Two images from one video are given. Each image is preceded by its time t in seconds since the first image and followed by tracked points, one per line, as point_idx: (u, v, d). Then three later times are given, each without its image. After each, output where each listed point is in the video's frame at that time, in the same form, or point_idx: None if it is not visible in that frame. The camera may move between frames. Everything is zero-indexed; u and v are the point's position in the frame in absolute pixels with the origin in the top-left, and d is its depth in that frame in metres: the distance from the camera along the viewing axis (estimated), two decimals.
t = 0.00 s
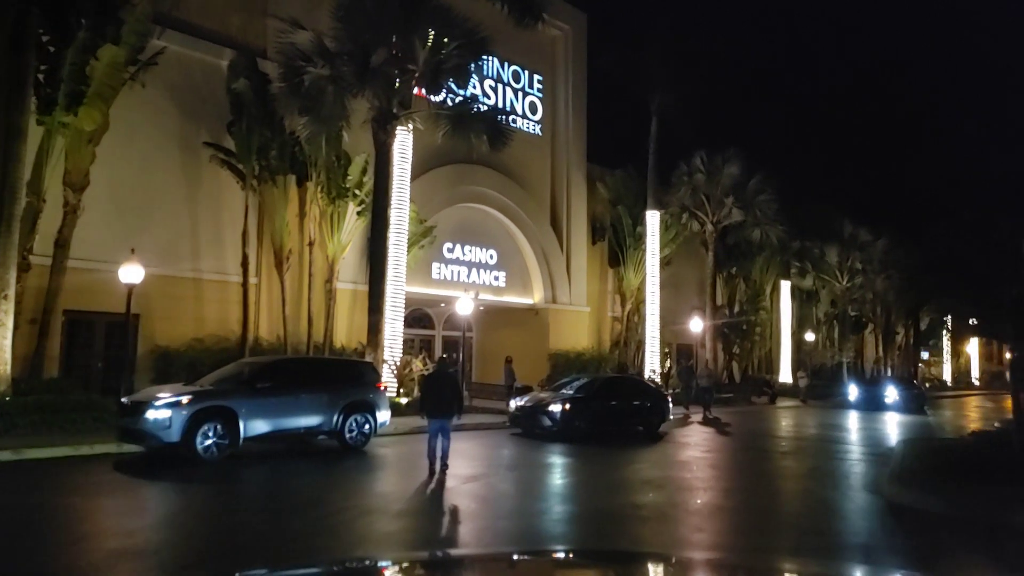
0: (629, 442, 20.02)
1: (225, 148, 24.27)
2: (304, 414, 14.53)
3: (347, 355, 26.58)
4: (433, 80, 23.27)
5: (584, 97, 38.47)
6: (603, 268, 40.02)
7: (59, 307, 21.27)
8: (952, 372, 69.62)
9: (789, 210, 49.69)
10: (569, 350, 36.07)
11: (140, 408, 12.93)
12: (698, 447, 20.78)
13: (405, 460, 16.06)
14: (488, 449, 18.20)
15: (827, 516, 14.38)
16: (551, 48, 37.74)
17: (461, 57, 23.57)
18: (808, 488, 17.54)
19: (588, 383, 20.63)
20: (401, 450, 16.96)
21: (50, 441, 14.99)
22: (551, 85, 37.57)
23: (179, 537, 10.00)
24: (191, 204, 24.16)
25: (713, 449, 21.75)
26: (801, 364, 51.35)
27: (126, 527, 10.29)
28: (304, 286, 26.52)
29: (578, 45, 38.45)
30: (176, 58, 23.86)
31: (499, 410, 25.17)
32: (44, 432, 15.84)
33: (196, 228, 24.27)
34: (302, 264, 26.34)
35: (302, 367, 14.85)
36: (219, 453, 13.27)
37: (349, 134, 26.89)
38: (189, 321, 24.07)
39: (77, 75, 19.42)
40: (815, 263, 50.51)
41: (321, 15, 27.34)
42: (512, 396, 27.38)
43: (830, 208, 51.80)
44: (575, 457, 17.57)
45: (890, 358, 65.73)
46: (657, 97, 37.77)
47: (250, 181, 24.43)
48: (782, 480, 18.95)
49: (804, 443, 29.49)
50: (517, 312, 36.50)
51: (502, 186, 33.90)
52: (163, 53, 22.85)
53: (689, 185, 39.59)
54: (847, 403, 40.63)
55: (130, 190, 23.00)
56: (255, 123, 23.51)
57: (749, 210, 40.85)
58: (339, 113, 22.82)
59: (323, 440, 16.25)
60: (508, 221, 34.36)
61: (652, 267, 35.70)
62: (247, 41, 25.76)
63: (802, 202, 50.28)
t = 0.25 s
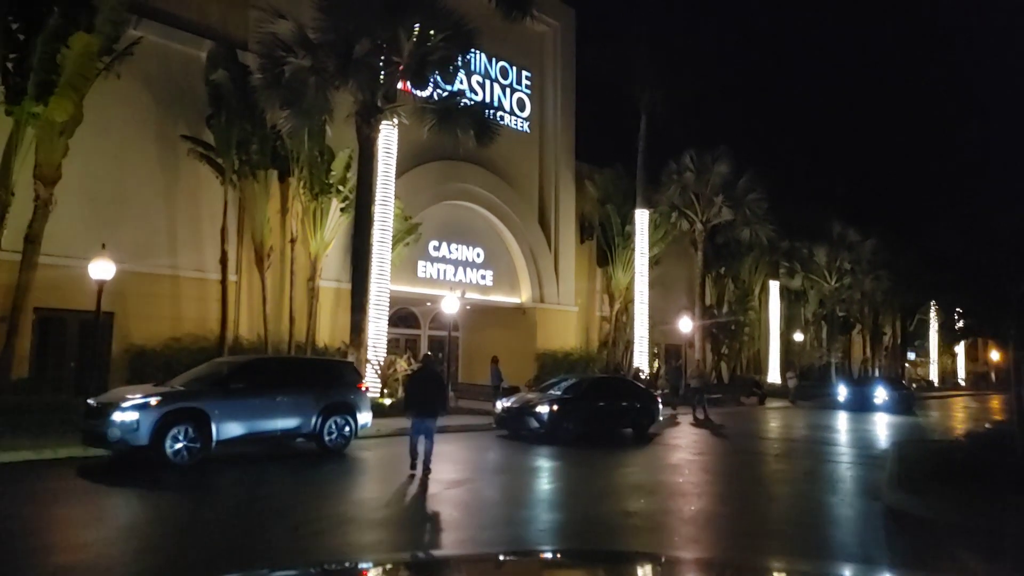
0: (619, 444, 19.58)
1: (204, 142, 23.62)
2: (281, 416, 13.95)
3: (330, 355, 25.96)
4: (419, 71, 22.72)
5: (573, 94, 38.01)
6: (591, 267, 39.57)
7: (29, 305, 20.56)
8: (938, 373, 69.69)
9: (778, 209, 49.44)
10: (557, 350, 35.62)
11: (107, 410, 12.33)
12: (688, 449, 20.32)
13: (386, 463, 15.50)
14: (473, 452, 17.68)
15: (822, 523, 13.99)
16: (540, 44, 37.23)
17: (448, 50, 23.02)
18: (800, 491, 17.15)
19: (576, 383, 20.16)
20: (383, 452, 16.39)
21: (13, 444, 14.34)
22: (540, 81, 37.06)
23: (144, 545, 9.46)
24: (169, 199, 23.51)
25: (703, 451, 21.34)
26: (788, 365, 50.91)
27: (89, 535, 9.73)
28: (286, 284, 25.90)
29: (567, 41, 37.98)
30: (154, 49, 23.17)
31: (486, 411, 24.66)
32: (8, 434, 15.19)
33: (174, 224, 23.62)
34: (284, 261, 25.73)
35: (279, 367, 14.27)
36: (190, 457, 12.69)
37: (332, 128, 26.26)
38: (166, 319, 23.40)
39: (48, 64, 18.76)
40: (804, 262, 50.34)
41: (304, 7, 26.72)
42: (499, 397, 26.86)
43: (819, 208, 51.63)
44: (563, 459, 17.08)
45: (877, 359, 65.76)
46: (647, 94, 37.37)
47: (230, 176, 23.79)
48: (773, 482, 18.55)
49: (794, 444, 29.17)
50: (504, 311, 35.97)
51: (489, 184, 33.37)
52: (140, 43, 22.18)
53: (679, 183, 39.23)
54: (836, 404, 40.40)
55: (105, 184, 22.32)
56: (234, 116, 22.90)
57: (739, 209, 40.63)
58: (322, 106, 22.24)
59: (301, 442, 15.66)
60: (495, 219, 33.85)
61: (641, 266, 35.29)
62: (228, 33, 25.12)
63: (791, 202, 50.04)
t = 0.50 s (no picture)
0: (610, 445, 19.21)
1: (185, 137, 23.07)
2: (260, 418, 13.46)
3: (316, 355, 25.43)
4: (406, 63, 22.39)
5: (563, 91, 37.60)
6: (582, 266, 39.17)
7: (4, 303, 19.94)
8: (927, 373, 69.70)
9: (769, 208, 49.23)
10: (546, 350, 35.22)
11: (77, 413, 11.82)
12: (680, 450, 19.93)
13: (371, 466, 15.03)
14: (462, 454, 17.25)
15: (820, 526, 13.59)
16: (530, 40, 36.79)
17: (435, 44, 22.57)
18: (796, 494, 16.75)
19: (567, 383, 19.76)
20: (367, 455, 15.92)
21: None
22: (529, 77, 36.63)
23: (112, 553, 9.00)
24: (150, 196, 22.96)
25: (696, 452, 20.98)
26: (780, 365, 50.24)
27: (54, 544, 9.26)
28: (270, 283, 25.37)
29: (557, 37, 37.56)
30: (134, 41, 22.60)
31: (474, 412, 24.22)
32: None
33: (155, 221, 23.06)
34: (268, 259, 25.20)
35: (259, 368, 13.79)
36: (164, 461, 12.18)
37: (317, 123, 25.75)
38: (146, 318, 22.82)
39: (23, 55, 18.20)
40: (795, 261, 50.17)
41: None
42: (488, 397, 26.43)
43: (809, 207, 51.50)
44: (553, 461, 16.65)
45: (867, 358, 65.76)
46: (638, 91, 37.02)
47: (212, 172, 23.25)
48: (768, 482, 18.15)
49: (786, 443, 28.89)
50: (493, 311, 35.53)
51: (478, 181, 32.92)
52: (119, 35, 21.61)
53: (670, 181, 38.93)
54: (827, 404, 40.19)
55: (83, 180, 21.75)
56: (216, 110, 22.37)
57: (731, 207, 40.48)
58: (306, 100, 21.75)
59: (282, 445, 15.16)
60: (485, 217, 33.40)
61: (631, 265, 34.93)
62: (210, 26, 24.59)
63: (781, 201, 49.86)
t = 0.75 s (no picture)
0: (600, 448, 18.74)
1: (162, 130, 22.40)
2: (234, 420, 12.87)
3: (298, 354, 24.81)
4: (389, 54, 21.65)
5: (552, 88, 37.10)
6: (570, 265, 38.70)
7: None
8: (915, 373, 69.69)
9: (759, 208, 48.96)
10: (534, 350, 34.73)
11: (37, 416, 11.18)
12: (671, 453, 19.48)
13: (351, 471, 14.47)
14: (447, 458, 16.71)
15: (816, 528, 13.21)
16: (518, 36, 36.28)
17: (421, 36, 22.04)
18: (790, 496, 16.37)
19: (555, 384, 19.26)
20: (348, 459, 15.35)
21: None
22: (518, 73, 36.11)
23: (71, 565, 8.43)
24: (126, 190, 22.28)
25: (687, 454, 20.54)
26: (769, 365, 50.20)
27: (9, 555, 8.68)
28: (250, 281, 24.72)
29: (545, 33, 37.06)
30: (109, 31, 21.92)
31: (460, 413, 23.68)
32: None
33: (131, 217, 22.39)
34: (248, 256, 24.55)
35: (234, 368, 13.21)
36: (131, 466, 11.56)
37: (300, 117, 25.14)
38: (122, 316, 22.12)
39: None
40: (784, 261, 49.92)
41: None
42: (474, 398, 25.91)
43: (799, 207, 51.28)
44: (541, 464, 16.13)
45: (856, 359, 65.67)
46: (628, 88, 36.61)
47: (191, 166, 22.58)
48: (760, 484, 17.75)
49: (777, 444, 28.56)
50: (480, 310, 34.98)
51: (465, 178, 32.37)
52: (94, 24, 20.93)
53: (660, 179, 38.55)
54: (817, 404, 39.90)
55: (56, 174, 21.05)
56: (195, 102, 21.74)
57: (721, 206, 40.15)
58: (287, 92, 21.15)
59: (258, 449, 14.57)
60: (472, 214, 32.84)
61: (620, 264, 34.48)
62: (189, 17, 23.93)
63: (771, 200, 49.59)
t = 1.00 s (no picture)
0: (589, 450, 18.26)
1: (137, 122, 21.70)
2: (206, 422, 12.29)
3: (278, 354, 24.18)
4: (373, 42, 21.20)
5: (540, 84, 36.56)
6: (558, 264, 38.21)
7: None
8: (903, 374, 69.67)
9: (748, 206, 48.66)
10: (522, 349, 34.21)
11: None
12: (661, 455, 18.99)
13: (330, 475, 13.90)
14: (431, 461, 16.14)
15: (813, 532, 12.74)
16: (506, 31, 35.74)
17: (406, 26, 21.43)
18: (784, 499, 15.93)
19: (543, 384, 18.74)
20: (327, 463, 14.77)
21: None
22: (506, 69, 35.56)
23: None
24: (100, 184, 21.59)
25: (676, 456, 20.09)
26: (757, 365, 49.79)
27: None
28: (230, 278, 24.07)
29: (534, 28, 36.50)
30: (83, 19, 21.22)
31: (446, 414, 23.10)
32: None
33: (105, 211, 21.70)
34: (227, 253, 23.92)
35: (206, 368, 12.63)
36: (93, 472, 10.96)
37: (281, 110, 24.52)
38: (95, 314, 21.42)
39: None
40: (773, 260, 49.66)
41: None
42: (460, 399, 25.34)
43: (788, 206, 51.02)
44: (528, 468, 15.61)
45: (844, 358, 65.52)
46: (617, 85, 36.15)
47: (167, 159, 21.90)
48: (753, 486, 17.30)
49: (767, 445, 28.17)
50: (466, 309, 34.41)
51: (452, 175, 31.80)
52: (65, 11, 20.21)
53: (649, 177, 38.13)
54: (807, 404, 39.59)
55: (25, 167, 20.33)
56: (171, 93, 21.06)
57: (710, 204, 39.76)
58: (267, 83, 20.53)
59: (232, 452, 13.97)
60: (458, 212, 32.29)
61: (609, 263, 34.01)
62: (166, 6, 23.22)
63: (761, 199, 49.28)
